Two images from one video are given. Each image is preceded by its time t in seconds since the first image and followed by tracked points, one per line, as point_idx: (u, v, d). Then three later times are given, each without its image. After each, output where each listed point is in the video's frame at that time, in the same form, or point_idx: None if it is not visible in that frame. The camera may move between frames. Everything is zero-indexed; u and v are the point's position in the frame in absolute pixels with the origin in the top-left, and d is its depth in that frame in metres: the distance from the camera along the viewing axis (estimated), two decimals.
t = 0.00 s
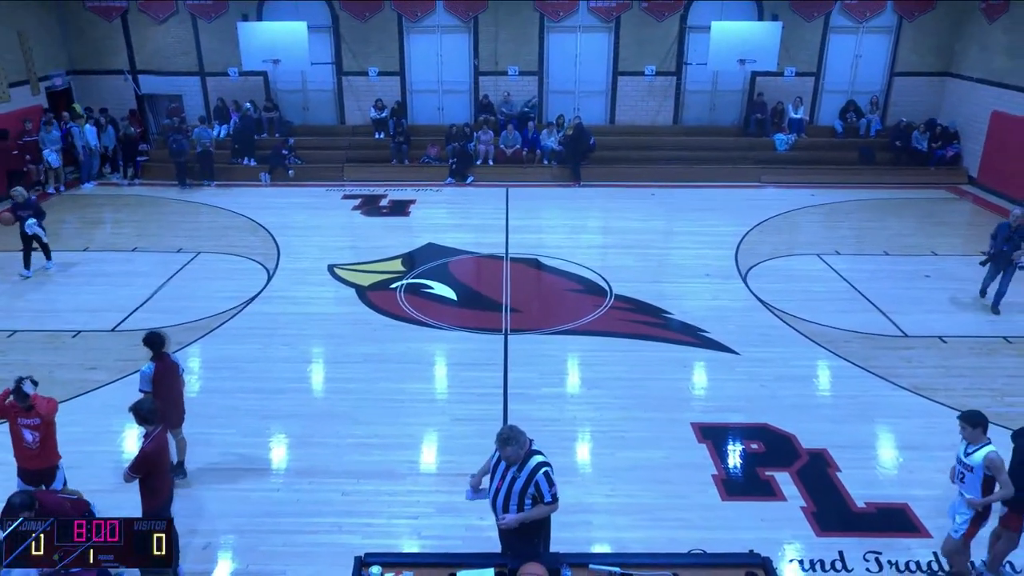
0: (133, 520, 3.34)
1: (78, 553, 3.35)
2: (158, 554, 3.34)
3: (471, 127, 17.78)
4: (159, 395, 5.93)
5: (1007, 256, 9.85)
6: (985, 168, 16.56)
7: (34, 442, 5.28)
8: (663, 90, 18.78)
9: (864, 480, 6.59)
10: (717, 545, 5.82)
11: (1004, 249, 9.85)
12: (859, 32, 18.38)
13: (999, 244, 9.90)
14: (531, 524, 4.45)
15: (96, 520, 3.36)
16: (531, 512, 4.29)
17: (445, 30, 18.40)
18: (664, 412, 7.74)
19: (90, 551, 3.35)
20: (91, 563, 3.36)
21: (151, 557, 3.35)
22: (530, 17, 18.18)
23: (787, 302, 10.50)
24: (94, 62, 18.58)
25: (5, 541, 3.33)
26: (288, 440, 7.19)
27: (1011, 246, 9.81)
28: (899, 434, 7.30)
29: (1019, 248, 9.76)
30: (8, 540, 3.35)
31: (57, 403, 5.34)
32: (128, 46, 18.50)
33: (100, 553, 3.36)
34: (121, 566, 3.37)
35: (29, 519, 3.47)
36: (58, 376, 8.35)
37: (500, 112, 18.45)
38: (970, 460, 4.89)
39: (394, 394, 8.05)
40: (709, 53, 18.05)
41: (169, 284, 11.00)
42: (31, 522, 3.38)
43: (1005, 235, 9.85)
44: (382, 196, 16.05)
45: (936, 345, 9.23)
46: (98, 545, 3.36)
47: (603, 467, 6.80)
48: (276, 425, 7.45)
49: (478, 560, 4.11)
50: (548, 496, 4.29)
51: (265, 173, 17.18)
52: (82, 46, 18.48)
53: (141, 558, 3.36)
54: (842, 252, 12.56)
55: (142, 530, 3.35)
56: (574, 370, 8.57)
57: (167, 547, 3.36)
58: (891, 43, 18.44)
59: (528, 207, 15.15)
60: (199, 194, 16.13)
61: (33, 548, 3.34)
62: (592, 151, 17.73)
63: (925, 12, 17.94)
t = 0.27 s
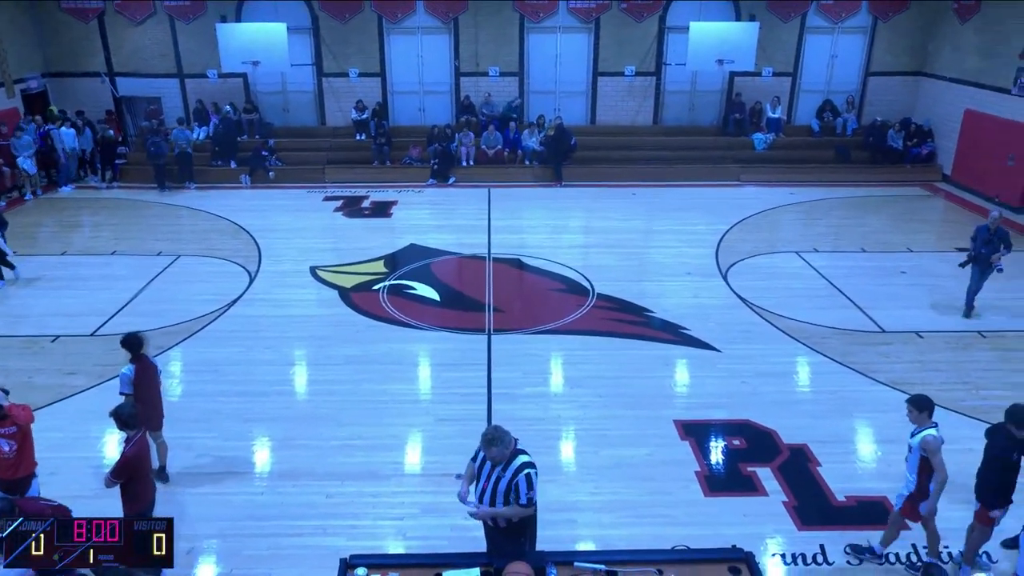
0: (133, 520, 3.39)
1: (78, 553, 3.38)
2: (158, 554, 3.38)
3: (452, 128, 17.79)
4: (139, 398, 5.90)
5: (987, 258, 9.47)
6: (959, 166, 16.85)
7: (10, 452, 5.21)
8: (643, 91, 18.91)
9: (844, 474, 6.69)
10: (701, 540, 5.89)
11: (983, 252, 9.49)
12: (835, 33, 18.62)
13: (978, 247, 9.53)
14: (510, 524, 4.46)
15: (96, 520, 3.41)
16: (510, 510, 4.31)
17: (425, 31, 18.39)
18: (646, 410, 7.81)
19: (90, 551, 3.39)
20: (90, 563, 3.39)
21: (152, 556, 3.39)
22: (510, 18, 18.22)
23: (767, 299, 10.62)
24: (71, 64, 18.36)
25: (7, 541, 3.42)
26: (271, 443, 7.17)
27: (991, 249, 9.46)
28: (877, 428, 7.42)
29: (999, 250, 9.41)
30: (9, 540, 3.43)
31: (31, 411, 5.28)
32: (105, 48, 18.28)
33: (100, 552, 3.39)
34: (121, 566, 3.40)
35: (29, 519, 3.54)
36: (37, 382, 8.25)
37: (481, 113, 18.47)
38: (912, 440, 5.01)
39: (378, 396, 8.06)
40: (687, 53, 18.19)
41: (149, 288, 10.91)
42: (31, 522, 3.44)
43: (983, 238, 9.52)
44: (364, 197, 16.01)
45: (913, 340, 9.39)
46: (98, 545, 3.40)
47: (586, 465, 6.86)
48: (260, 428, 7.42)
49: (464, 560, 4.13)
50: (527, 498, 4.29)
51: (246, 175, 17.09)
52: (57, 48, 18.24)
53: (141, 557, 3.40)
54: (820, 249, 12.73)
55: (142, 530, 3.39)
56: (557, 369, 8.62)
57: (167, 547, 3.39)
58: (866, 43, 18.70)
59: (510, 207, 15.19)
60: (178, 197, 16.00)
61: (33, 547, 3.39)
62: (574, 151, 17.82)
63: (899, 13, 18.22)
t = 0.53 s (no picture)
0: (134, 520, 3.22)
1: (78, 553, 3.23)
2: (159, 554, 3.23)
3: (428, 130, 17.76)
4: (109, 405, 5.85)
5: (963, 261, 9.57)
6: (928, 164, 17.18)
7: None
8: (618, 91, 19.03)
9: (820, 468, 6.80)
10: (681, 536, 5.94)
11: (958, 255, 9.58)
12: (806, 32, 18.87)
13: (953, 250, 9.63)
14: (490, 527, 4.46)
15: (96, 519, 3.24)
16: (489, 512, 4.30)
17: (400, 32, 18.34)
18: (625, 408, 7.87)
19: (90, 551, 3.23)
20: (90, 563, 3.24)
21: (151, 556, 3.24)
22: (485, 18, 18.24)
23: (742, 297, 10.74)
24: (39, 66, 18.04)
25: (5, 540, 3.22)
26: (249, 448, 7.11)
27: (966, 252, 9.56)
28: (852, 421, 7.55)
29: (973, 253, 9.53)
30: (7, 539, 3.23)
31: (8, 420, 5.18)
32: (74, 50, 17.99)
33: (100, 553, 3.24)
34: (122, 567, 3.26)
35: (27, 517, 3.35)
36: (7, 390, 8.10)
37: (457, 114, 18.47)
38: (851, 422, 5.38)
39: (357, 398, 8.02)
40: (661, 53, 18.33)
41: (122, 293, 10.75)
42: (31, 521, 3.26)
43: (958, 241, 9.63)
44: (340, 199, 15.93)
45: (885, 334, 9.56)
46: (98, 545, 3.24)
47: (566, 464, 6.89)
48: (237, 433, 7.35)
49: (447, 561, 4.14)
50: (506, 500, 4.28)
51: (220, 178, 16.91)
52: (25, 50, 17.92)
53: (141, 558, 3.25)
54: (794, 246, 12.90)
55: (142, 530, 3.24)
56: (536, 369, 8.64)
57: (168, 547, 3.24)
58: (836, 43, 18.97)
59: (488, 207, 15.20)
60: (151, 200, 15.80)
61: (33, 547, 3.23)
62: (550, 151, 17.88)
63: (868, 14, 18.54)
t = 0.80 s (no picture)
0: (133, 520, 3.21)
1: (78, 553, 3.21)
2: (159, 554, 3.22)
3: (414, 130, 17.72)
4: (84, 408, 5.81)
5: (953, 264, 9.53)
6: (910, 162, 17.34)
7: None
8: (604, 91, 19.08)
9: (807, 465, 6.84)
10: (670, 534, 5.96)
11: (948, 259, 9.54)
12: (789, 32, 18.99)
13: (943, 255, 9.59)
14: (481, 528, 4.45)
15: (95, 519, 3.24)
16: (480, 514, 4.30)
17: (385, 33, 18.28)
18: (613, 407, 7.89)
19: (90, 551, 3.22)
20: (90, 563, 3.23)
21: (152, 556, 3.24)
22: (470, 19, 18.22)
23: (728, 295, 10.80)
24: (19, 68, 17.83)
25: (5, 540, 3.20)
26: (235, 451, 7.06)
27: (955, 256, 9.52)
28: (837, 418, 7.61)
29: (962, 255, 9.48)
30: (7, 539, 3.22)
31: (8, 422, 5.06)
32: (55, 51, 17.79)
33: (99, 553, 3.22)
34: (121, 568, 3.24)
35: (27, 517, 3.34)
36: None
37: (443, 114, 18.45)
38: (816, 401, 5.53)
39: (345, 400, 7.99)
40: (646, 53, 18.39)
41: (106, 296, 10.64)
42: (30, 521, 3.25)
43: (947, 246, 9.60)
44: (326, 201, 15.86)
45: (869, 331, 9.64)
46: (98, 545, 3.23)
47: (555, 463, 6.90)
48: (224, 436, 7.30)
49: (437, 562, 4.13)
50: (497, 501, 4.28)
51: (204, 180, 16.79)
52: (4, 52, 17.70)
53: (141, 558, 3.24)
54: (779, 245, 12.99)
55: (142, 530, 3.23)
56: (524, 369, 8.65)
57: (168, 548, 3.22)
58: (820, 43, 19.11)
59: (475, 208, 15.19)
60: (134, 203, 15.65)
61: (33, 548, 3.20)
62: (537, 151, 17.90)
63: (850, 14, 18.70)
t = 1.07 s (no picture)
0: (134, 520, 3.19)
1: (78, 553, 3.19)
2: (159, 554, 3.20)
3: (405, 131, 17.70)
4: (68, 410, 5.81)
5: (951, 271, 9.45)
6: (899, 161, 17.46)
7: None
8: (595, 91, 19.11)
9: (799, 463, 6.87)
10: (663, 533, 5.97)
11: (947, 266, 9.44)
12: (779, 32, 19.07)
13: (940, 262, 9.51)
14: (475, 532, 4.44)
15: (95, 519, 3.21)
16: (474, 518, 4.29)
17: (375, 33, 18.24)
18: (605, 407, 7.90)
19: (90, 551, 3.20)
20: (90, 564, 3.20)
21: (152, 556, 3.21)
22: (460, 19, 18.21)
23: (719, 294, 10.84)
24: (6, 69, 17.69)
25: (5, 540, 3.20)
26: (227, 453, 7.03)
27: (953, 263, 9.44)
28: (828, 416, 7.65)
29: (960, 263, 9.38)
30: (8, 539, 3.21)
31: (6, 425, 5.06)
32: (42, 52, 17.65)
33: (100, 553, 3.20)
34: (121, 567, 3.22)
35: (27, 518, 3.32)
36: None
37: (434, 114, 18.44)
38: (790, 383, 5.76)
39: (337, 401, 7.97)
40: (637, 54, 18.43)
41: (95, 299, 10.57)
42: (30, 522, 3.22)
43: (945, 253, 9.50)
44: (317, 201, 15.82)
45: (859, 330, 9.70)
46: (98, 545, 3.20)
47: (548, 463, 6.90)
48: (215, 439, 7.27)
49: (432, 562, 4.13)
50: (493, 504, 4.28)
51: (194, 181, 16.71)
52: None
53: (141, 559, 3.21)
54: (770, 244, 13.05)
55: (143, 530, 3.20)
56: (516, 369, 8.65)
57: (168, 548, 3.21)
58: (809, 43, 19.20)
59: (466, 208, 15.19)
60: (124, 204, 15.55)
61: (32, 548, 3.17)
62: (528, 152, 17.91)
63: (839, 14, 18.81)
